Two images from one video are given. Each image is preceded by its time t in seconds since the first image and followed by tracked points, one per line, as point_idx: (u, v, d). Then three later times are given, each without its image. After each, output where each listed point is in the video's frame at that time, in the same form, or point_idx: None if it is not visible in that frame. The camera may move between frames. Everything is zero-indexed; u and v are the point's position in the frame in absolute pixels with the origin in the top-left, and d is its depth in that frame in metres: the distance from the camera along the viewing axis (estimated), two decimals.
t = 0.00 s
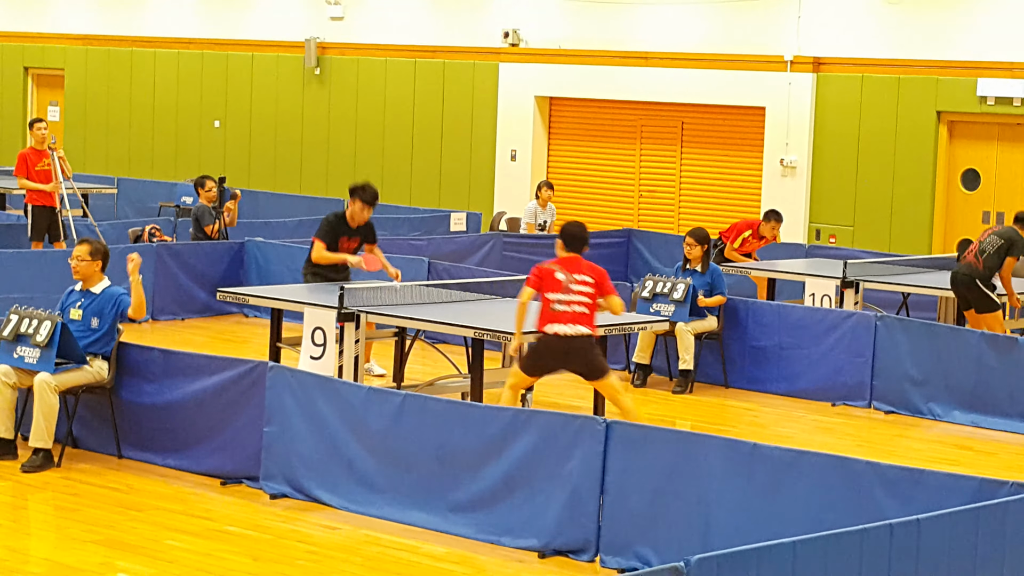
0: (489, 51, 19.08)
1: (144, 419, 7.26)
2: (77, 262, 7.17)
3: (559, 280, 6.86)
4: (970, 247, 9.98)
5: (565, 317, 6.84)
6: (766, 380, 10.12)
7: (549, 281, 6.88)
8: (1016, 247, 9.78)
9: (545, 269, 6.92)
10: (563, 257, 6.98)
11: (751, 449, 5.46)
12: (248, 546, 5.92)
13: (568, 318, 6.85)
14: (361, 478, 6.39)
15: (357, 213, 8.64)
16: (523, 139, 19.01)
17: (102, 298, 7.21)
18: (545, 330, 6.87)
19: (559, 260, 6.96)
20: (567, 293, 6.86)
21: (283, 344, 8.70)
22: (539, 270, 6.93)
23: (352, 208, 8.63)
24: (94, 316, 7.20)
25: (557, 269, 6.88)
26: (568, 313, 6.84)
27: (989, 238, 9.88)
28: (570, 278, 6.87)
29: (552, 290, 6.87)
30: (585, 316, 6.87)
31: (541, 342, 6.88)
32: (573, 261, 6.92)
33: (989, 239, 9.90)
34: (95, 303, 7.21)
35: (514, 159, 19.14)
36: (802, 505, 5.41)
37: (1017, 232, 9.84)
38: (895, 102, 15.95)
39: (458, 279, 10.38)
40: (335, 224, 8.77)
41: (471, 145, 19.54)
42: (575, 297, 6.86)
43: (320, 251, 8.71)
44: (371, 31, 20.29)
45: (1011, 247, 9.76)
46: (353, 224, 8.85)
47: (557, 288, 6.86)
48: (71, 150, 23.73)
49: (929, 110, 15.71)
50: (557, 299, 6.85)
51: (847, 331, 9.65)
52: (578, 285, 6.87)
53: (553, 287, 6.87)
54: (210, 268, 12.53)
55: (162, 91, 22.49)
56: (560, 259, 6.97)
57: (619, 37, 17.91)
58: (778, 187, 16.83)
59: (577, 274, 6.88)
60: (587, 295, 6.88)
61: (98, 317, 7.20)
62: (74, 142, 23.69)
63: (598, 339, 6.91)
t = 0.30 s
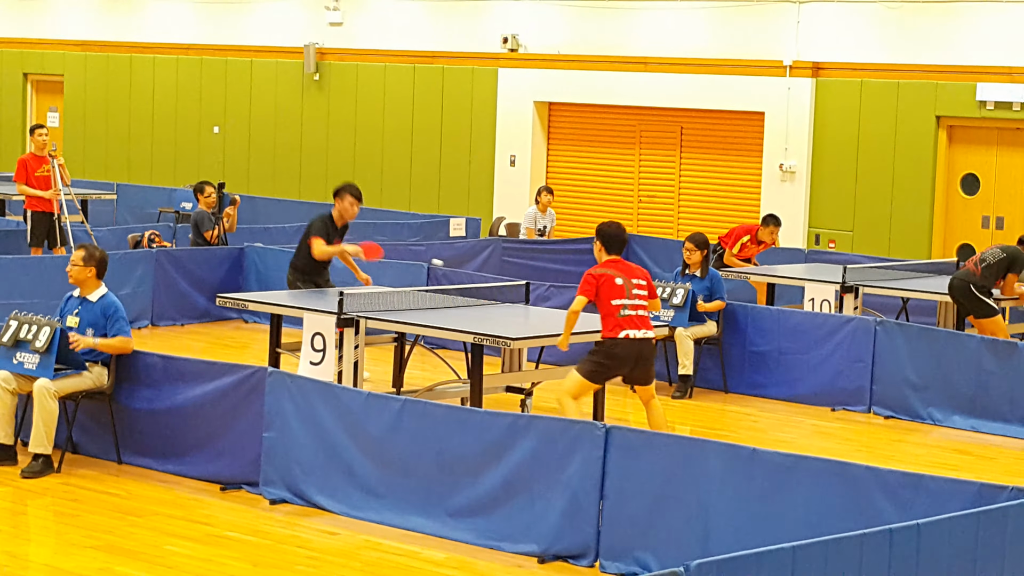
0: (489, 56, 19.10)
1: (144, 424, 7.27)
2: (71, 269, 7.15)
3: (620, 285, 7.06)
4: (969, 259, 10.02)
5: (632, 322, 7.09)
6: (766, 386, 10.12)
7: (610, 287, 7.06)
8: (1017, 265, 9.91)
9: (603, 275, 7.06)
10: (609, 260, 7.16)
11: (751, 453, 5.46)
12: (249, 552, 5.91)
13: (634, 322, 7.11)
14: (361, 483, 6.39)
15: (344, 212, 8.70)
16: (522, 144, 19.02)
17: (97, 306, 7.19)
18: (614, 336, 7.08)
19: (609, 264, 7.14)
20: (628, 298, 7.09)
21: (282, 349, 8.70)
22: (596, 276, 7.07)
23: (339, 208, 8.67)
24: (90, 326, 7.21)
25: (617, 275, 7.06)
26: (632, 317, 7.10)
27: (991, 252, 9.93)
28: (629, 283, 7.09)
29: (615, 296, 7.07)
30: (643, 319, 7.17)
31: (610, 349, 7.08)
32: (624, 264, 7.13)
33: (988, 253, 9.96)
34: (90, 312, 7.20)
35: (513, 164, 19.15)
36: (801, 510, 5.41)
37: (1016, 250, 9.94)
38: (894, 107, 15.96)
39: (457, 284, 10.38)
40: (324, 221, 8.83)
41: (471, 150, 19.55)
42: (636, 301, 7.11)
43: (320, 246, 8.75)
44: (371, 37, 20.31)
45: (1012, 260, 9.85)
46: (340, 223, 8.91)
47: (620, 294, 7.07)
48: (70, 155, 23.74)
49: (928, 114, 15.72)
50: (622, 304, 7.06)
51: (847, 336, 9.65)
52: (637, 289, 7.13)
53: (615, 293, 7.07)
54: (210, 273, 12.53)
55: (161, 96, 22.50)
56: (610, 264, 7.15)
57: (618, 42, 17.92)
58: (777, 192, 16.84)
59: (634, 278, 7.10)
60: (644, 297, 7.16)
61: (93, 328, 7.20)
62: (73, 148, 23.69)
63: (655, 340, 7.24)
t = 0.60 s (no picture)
0: (489, 54, 19.09)
1: (144, 423, 7.26)
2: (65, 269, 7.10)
3: (650, 291, 7.04)
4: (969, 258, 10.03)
5: (664, 325, 7.13)
6: (767, 383, 10.12)
7: (643, 295, 7.01)
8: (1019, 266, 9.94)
9: (635, 284, 6.98)
10: (627, 267, 7.03)
11: (751, 451, 5.46)
12: (249, 550, 5.91)
13: (664, 323, 7.15)
14: (362, 481, 6.39)
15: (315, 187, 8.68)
16: (522, 143, 19.01)
17: (95, 305, 7.17)
18: (657, 342, 7.08)
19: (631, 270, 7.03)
20: (657, 302, 7.10)
21: (282, 348, 8.69)
22: (630, 287, 6.97)
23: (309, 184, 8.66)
24: (88, 325, 7.18)
25: (646, 281, 7.02)
26: (663, 319, 7.13)
27: (993, 251, 9.96)
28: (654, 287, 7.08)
29: (649, 303, 7.04)
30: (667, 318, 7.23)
31: (654, 355, 7.07)
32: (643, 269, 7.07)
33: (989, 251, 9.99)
34: (88, 310, 7.18)
35: (513, 162, 19.14)
36: (801, 508, 5.41)
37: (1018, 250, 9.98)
38: (895, 104, 15.95)
39: (457, 282, 10.38)
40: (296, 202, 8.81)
41: (471, 148, 19.54)
42: (661, 302, 7.14)
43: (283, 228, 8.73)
44: (371, 35, 20.30)
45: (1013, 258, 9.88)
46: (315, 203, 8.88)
47: (652, 300, 7.06)
48: (69, 154, 23.73)
49: (928, 112, 15.71)
50: (656, 309, 7.07)
51: (847, 334, 9.65)
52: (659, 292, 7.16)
53: (648, 300, 7.04)
54: (210, 271, 12.52)
55: (161, 94, 22.50)
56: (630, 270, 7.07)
57: (618, 39, 17.91)
58: (777, 190, 16.84)
59: (655, 281, 7.10)
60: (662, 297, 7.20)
61: (92, 326, 7.18)
62: (73, 147, 23.68)
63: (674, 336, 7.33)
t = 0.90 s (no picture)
0: (488, 56, 19.09)
1: (144, 425, 7.26)
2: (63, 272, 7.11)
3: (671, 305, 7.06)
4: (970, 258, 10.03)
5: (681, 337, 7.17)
6: (766, 385, 10.12)
7: (665, 309, 7.01)
8: (1020, 266, 9.96)
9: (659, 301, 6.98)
10: (650, 280, 6.98)
11: (751, 452, 5.46)
12: (248, 552, 5.91)
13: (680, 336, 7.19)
14: (362, 483, 6.39)
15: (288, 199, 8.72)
16: (521, 144, 19.02)
17: (94, 308, 7.18)
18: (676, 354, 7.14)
19: (654, 284, 7.00)
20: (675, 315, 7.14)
21: (282, 350, 8.70)
22: (654, 304, 6.96)
23: (282, 197, 8.71)
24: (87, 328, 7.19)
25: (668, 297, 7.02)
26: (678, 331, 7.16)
27: (994, 251, 9.97)
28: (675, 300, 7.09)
29: (670, 317, 7.06)
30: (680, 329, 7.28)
31: (672, 367, 7.10)
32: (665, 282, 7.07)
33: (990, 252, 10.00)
34: (88, 313, 7.18)
35: (512, 164, 19.15)
36: (801, 508, 5.41)
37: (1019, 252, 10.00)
38: (894, 105, 15.95)
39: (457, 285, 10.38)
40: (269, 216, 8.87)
41: (470, 150, 19.54)
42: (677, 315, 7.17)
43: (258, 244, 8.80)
44: (370, 38, 20.30)
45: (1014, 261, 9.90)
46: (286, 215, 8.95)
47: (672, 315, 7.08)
48: (69, 157, 23.74)
49: (928, 113, 15.72)
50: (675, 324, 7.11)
51: (847, 335, 9.65)
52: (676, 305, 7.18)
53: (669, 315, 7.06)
54: (209, 274, 12.52)
55: (161, 97, 22.50)
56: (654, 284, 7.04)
57: (617, 41, 17.92)
58: (776, 191, 16.84)
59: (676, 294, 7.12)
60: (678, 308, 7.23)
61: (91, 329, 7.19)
62: (72, 150, 23.68)
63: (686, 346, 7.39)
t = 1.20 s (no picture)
0: (486, 58, 19.09)
1: (142, 427, 7.26)
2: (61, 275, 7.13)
3: (665, 287, 6.93)
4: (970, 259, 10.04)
5: (674, 323, 7.00)
6: (764, 387, 10.12)
7: (656, 290, 6.90)
8: (1019, 267, 9.95)
9: (648, 277, 6.89)
10: (650, 259, 6.95)
11: (748, 454, 5.47)
12: (246, 555, 5.91)
13: (675, 322, 7.02)
14: (360, 486, 6.39)
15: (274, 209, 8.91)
16: (519, 146, 19.02)
17: (91, 310, 7.20)
18: (659, 337, 6.97)
19: (651, 263, 6.94)
20: (672, 300, 6.97)
21: (280, 352, 8.69)
22: (642, 278, 6.87)
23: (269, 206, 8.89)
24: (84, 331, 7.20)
25: (661, 277, 6.91)
26: (671, 316, 6.98)
27: (993, 252, 9.97)
28: (672, 284, 6.97)
29: (660, 299, 6.93)
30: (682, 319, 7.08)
31: (655, 351, 6.95)
32: (665, 264, 6.97)
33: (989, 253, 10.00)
34: (84, 316, 7.21)
35: (510, 166, 19.14)
36: (798, 510, 5.41)
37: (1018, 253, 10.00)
38: (891, 106, 15.96)
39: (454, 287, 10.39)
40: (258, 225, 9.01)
41: (468, 152, 19.54)
42: (675, 301, 7.01)
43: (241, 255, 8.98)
44: (367, 40, 20.29)
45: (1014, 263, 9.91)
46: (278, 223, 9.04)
47: (664, 297, 6.93)
48: (66, 159, 23.73)
49: (925, 115, 15.72)
50: (666, 306, 6.95)
51: (844, 337, 9.65)
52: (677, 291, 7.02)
53: (660, 295, 6.92)
54: (207, 276, 12.51)
55: (158, 100, 22.49)
56: (654, 263, 6.97)
57: (615, 43, 17.93)
58: (774, 192, 16.84)
59: (675, 279, 6.99)
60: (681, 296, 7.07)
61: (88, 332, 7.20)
62: (69, 152, 23.67)
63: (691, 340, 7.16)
